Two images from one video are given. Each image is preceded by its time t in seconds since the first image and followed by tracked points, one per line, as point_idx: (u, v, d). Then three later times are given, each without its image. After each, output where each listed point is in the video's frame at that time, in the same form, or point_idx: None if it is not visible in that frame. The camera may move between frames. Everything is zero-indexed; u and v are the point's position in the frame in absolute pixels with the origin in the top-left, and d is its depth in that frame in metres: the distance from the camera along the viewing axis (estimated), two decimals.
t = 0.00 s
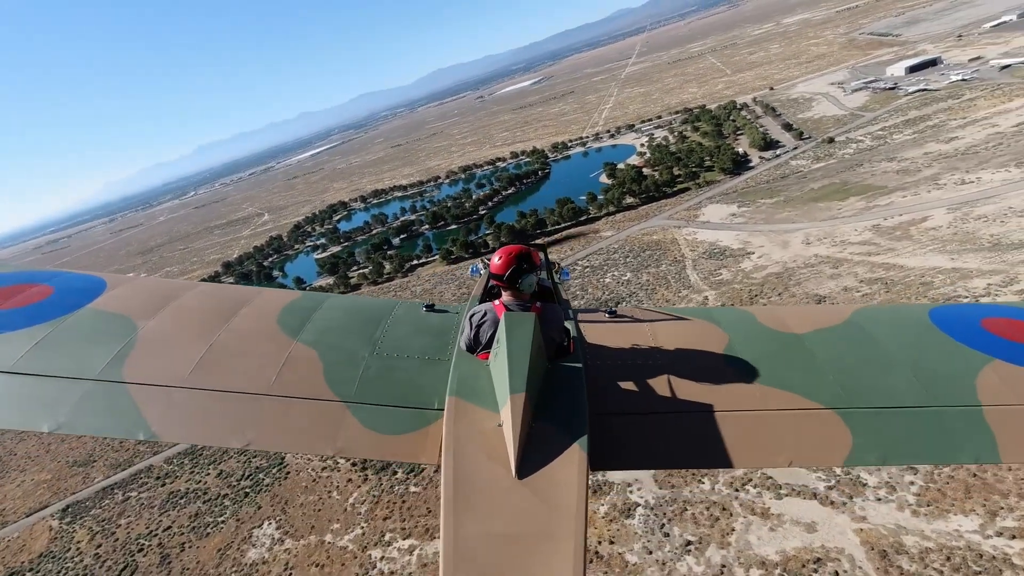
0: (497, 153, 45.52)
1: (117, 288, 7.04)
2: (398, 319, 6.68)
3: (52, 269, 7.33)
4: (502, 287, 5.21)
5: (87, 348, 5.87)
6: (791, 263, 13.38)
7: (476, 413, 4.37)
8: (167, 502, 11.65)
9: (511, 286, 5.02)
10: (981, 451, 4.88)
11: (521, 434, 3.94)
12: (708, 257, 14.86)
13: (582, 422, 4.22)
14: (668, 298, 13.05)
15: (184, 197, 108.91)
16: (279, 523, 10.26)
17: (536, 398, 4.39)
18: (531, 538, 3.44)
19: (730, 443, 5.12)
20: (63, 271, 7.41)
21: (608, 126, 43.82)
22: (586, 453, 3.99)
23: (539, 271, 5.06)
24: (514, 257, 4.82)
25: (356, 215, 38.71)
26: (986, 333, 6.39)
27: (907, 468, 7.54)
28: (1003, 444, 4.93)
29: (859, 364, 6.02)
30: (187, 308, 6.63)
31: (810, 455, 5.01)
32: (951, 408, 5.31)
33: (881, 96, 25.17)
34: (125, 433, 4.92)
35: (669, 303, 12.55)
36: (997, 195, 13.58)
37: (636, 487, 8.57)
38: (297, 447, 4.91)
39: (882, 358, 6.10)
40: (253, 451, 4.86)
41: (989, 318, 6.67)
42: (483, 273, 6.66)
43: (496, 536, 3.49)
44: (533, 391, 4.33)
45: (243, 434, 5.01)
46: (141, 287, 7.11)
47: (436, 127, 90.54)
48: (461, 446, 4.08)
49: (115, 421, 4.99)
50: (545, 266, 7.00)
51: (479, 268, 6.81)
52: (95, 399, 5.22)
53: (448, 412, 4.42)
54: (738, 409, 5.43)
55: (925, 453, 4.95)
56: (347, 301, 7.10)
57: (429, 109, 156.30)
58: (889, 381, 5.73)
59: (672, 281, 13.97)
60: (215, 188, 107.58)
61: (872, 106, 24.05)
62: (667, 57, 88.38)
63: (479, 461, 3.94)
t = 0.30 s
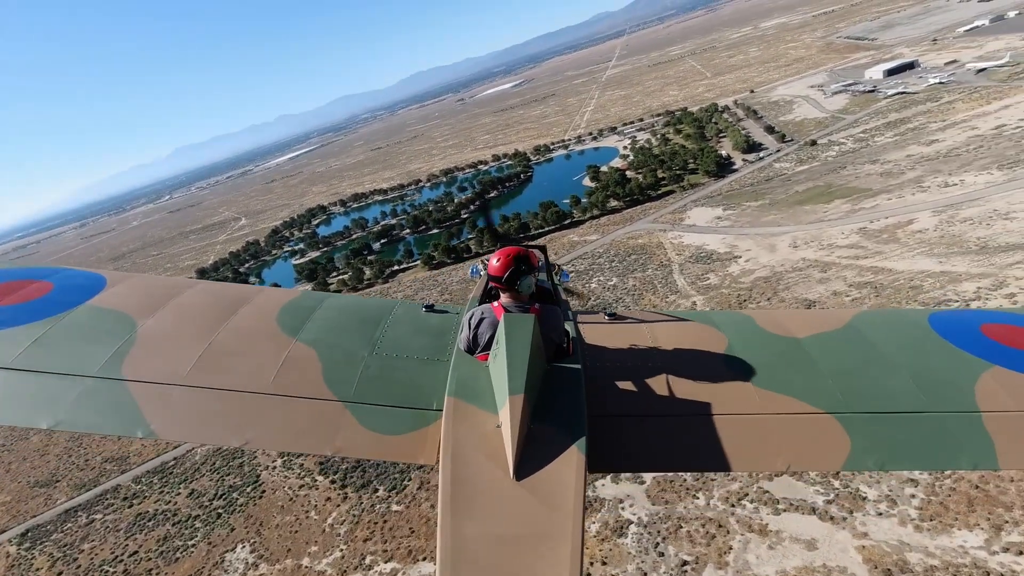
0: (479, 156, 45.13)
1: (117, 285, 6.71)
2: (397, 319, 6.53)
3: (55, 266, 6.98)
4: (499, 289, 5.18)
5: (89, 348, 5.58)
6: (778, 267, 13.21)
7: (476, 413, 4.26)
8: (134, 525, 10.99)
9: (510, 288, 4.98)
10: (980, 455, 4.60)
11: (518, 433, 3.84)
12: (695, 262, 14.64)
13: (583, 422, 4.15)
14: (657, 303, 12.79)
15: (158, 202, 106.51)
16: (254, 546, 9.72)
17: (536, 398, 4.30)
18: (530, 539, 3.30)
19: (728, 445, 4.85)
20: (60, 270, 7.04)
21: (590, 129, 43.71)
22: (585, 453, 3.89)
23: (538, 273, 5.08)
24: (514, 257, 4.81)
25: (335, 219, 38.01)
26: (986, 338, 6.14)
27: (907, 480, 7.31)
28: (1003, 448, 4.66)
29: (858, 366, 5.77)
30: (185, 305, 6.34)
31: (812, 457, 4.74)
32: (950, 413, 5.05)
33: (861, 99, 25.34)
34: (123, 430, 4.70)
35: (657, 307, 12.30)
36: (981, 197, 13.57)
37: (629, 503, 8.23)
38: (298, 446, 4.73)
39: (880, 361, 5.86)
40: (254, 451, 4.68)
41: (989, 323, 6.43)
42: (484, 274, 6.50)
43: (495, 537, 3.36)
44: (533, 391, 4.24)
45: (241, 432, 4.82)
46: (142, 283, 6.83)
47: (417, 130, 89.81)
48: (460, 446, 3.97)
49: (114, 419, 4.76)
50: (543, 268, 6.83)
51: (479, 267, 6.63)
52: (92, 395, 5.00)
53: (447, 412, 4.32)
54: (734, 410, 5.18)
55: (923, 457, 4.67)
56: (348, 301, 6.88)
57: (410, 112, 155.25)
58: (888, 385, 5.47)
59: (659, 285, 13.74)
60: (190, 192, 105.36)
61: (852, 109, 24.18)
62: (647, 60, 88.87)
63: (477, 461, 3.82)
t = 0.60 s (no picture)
0: (459, 159, 44.65)
1: (116, 283, 6.61)
2: (395, 320, 6.46)
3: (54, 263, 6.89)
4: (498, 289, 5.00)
5: (86, 344, 5.51)
6: (765, 270, 13.03)
7: (474, 415, 4.17)
8: (97, 552, 10.22)
9: (509, 289, 4.83)
10: (978, 459, 4.41)
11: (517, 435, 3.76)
12: (680, 265, 14.42)
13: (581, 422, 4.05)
14: (643, 306, 12.52)
15: (128, 207, 103.66)
16: (225, 573, 9.10)
17: (535, 399, 4.22)
18: (528, 544, 3.24)
19: (726, 448, 4.60)
20: (60, 266, 6.96)
21: (570, 130, 43.54)
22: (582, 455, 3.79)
23: (537, 272, 4.88)
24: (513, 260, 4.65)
25: (312, 224, 37.26)
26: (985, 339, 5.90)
27: (907, 492, 7.10)
28: (1004, 453, 4.44)
29: (855, 368, 5.53)
30: (183, 304, 6.28)
31: (812, 461, 4.51)
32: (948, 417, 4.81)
33: (839, 100, 25.50)
34: (119, 428, 4.62)
35: (644, 309, 12.02)
36: (962, 198, 13.57)
37: (621, 520, 7.87)
38: (297, 445, 4.66)
39: (878, 362, 5.62)
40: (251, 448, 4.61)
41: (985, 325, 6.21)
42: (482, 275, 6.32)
43: (493, 539, 3.30)
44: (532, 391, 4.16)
45: (240, 431, 4.75)
46: (142, 280, 6.73)
47: (395, 132, 88.89)
48: (459, 445, 3.91)
49: (111, 416, 4.70)
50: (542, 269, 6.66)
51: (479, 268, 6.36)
52: (88, 393, 4.92)
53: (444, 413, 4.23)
54: (732, 412, 4.92)
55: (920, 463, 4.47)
56: (346, 301, 6.81)
57: (388, 114, 153.75)
58: (885, 387, 5.22)
59: (645, 289, 13.47)
60: (162, 197, 102.81)
61: (831, 110, 24.31)
62: (625, 62, 89.25)
63: (475, 461, 3.76)
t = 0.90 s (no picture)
0: (437, 161, 44.11)
1: (117, 287, 6.43)
2: (396, 322, 6.17)
3: (54, 267, 6.71)
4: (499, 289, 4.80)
5: (86, 348, 5.34)
6: (750, 272, 12.84)
7: (475, 416, 3.99)
8: None
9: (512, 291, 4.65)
10: (982, 460, 4.17)
11: (518, 438, 3.60)
12: (664, 268, 14.18)
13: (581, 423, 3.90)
14: (629, 311, 12.23)
15: (95, 212, 100.59)
16: None
17: (536, 399, 4.07)
18: (530, 550, 3.06)
19: (726, 448, 4.36)
20: (59, 270, 6.76)
21: (549, 132, 43.31)
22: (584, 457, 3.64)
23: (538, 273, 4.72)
24: (517, 259, 4.46)
25: (288, 228, 36.39)
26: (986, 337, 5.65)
27: (905, 502, 6.88)
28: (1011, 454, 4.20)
29: (855, 367, 5.27)
30: (188, 306, 6.09)
31: (816, 463, 4.27)
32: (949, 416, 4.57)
33: (816, 100, 25.66)
34: (119, 431, 4.48)
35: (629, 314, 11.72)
36: (943, 198, 13.57)
37: (612, 538, 7.50)
38: (298, 448, 4.50)
39: (878, 361, 5.37)
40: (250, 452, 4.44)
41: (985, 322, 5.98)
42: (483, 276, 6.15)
43: (496, 541, 3.14)
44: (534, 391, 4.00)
45: (240, 433, 4.61)
46: (145, 283, 6.56)
47: (373, 134, 87.82)
48: (459, 444, 3.76)
49: (110, 421, 4.55)
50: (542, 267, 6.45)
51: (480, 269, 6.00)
52: (88, 396, 4.78)
53: (446, 414, 4.05)
54: (733, 411, 4.68)
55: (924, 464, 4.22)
56: (347, 302, 6.53)
57: (365, 115, 152.04)
58: (886, 386, 4.97)
59: (629, 293, 13.18)
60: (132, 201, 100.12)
61: (809, 110, 24.43)
62: (603, 63, 89.58)
63: (476, 461, 3.61)
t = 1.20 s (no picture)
0: (414, 163, 43.48)
1: (121, 285, 6.42)
2: (399, 321, 6.17)
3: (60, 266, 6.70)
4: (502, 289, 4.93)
5: (89, 347, 5.33)
6: (734, 276, 12.66)
7: (478, 415, 4.08)
8: None
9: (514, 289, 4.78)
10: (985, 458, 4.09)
11: (522, 438, 3.67)
12: (647, 271, 13.96)
13: (583, 422, 3.97)
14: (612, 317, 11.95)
15: (58, 217, 97.04)
16: None
17: (539, 398, 4.14)
18: (534, 549, 3.13)
19: (724, 446, 4.34)
20: (60, 269, 6.72)
21: (527, 134, 43.03)
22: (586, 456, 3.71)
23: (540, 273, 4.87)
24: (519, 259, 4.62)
25: (260, 233, 35.44)
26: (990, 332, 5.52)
27: (902, 514, 6.68)
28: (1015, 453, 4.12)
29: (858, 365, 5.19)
30: (190, 306, 6.07)
31: (815, 459, 4.22)
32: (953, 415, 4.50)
33: (792, 102, 25.82)
34: (124, 432, 4.48)
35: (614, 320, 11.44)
36: (922, 199, 13.59)
37: (601, 558, 7.12)
38: (300, 446, 4.52)
39: (880, 359, 5.27)
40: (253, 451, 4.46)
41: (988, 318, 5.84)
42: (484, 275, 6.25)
43: (498, 542, 3.19)
44: (536, 390, 4.07)
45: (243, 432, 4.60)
46: (148, 283, 6.52)
47: (348, 136, 86.62)
48: (462, 444, 3.82)
49: (114, 420, 4.55)
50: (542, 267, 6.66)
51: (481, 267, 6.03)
52: (90, 397, 4.75)
53: (449, 412, 4.13)
54: (734, 408, 4.66)
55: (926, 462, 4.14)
56: (350, 301, 6.53)
57: (339, 118, 149.83)
58: (889, 384, 4.88)
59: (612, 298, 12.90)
60: (97, 206, 96.92)
61: (785, 112, 24.55)
62: (579, 65, 89.71)
63: (479, 462, 3.66)
